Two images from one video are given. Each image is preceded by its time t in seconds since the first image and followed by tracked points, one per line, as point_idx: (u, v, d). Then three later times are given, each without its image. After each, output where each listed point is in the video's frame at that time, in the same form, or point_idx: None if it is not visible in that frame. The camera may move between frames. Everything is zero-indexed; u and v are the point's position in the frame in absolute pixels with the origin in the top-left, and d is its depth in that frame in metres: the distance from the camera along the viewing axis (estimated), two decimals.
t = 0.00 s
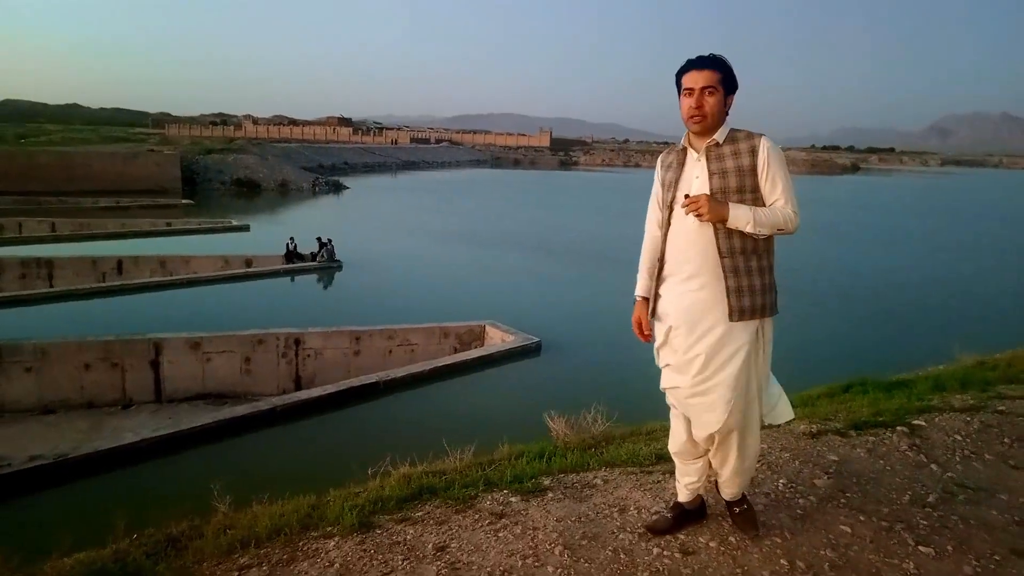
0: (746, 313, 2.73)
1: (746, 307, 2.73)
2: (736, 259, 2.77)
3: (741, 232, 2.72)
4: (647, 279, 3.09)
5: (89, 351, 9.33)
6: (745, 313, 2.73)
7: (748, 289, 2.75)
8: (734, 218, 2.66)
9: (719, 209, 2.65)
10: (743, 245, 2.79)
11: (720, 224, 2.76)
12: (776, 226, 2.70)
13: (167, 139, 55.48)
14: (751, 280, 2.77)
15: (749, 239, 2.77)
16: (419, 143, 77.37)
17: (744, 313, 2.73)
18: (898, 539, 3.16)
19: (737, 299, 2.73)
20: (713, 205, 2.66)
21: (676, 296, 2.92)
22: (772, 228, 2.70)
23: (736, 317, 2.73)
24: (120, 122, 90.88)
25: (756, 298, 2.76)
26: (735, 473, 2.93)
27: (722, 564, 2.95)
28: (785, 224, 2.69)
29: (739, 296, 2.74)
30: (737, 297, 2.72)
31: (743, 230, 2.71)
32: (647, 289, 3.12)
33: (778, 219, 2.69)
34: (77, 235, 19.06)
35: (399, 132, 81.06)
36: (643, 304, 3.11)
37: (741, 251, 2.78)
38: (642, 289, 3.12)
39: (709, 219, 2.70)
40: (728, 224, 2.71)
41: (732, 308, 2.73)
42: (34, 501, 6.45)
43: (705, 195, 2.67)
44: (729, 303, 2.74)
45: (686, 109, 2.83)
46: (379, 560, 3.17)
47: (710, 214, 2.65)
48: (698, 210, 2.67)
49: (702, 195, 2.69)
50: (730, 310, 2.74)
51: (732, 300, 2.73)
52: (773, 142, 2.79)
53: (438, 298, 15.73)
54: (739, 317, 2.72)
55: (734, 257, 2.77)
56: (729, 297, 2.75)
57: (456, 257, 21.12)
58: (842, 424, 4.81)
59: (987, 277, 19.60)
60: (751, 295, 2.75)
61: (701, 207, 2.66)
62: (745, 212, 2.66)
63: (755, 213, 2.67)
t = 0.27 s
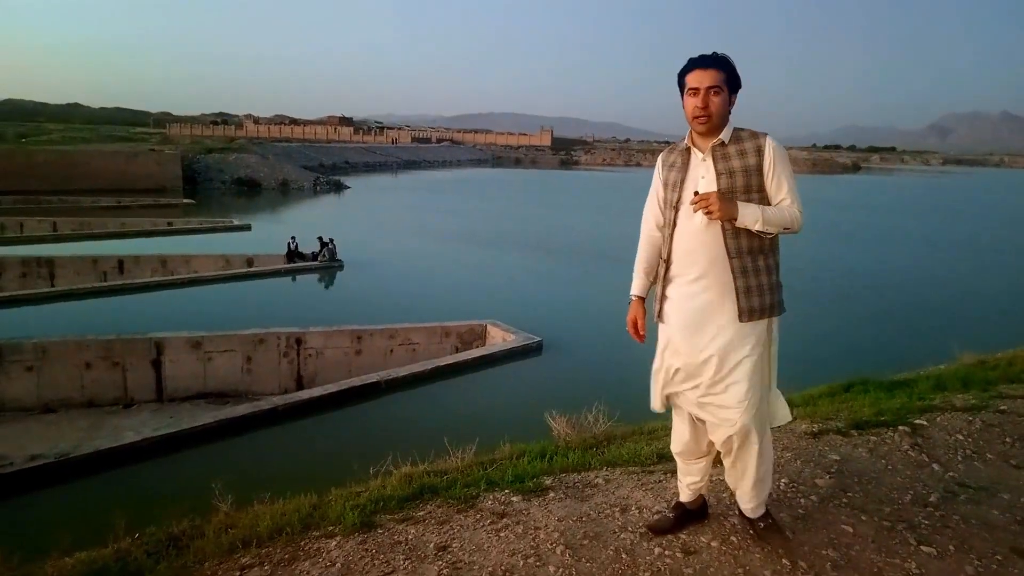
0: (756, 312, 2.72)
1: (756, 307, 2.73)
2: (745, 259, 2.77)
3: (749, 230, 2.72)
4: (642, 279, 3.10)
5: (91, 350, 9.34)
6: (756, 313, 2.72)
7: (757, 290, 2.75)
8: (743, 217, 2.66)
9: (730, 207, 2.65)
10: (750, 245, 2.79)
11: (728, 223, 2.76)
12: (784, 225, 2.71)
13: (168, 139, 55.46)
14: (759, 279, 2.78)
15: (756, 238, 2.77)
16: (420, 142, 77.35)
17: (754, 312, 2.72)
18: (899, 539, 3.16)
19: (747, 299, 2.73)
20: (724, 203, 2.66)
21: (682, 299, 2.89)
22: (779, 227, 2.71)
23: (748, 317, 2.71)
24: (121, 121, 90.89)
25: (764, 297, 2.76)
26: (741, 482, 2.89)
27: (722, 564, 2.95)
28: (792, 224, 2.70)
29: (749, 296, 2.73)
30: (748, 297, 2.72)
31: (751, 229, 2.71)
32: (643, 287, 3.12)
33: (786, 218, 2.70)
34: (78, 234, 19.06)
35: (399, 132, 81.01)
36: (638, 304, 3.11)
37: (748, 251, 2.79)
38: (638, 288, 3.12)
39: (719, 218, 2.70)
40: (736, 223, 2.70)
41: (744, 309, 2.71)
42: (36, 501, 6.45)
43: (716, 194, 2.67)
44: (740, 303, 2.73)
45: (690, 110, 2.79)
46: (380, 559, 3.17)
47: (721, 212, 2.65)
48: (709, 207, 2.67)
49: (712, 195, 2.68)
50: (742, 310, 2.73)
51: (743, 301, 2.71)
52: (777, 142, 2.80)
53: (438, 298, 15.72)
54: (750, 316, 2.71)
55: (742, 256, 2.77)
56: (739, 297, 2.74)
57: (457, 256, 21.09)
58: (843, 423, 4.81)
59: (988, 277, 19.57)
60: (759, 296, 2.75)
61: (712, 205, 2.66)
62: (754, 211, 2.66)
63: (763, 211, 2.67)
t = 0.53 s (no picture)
0: (767, 314, 2.70)
1: (765, 309, 2.70)
2: (754, 260, 2.74)
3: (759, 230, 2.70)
4: (646, 282, 3.10)
5: (91, 353, 9.34)
6: (767, 315, 2.70)
7: (767, 292, 2.72)
8: (754, 215, 2.65)
9: (741, 205, 2.64)
10: (759, 246, 2.75)
11: (736, 222, 2.74)
12: (793, 225, 2.70)
13: (167, 140, 55.44)
14: (768, 279, 2.75)
15: (765, 239, 2.74)
16: (420, 144, 77.34)
17: (765, 313, 2.70)
18: (900, 540, 3.16)
19: (757, 301, 2.70)
20: (735, 200, 2.65)
21: (689, 303, 2.85)
22: (789, 227, 2.69)
23: (759, 320, 2.69)
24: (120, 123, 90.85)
25: (772, 299, 2.73)
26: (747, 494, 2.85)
27: (723, 565, 2.94)
28: (801, 224, 2.69)
29: (759, 298, 2.71)
30: (757, 299, 2.69)
31: (761, 229, 2.69)
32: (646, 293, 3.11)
33: (796, 218, 2.69)
34: (78, 236, 19.06)
35: (399, 133, 81.01)
36: (642, 307, 3.09)
37: (758, 252, 2.75)
38: (641, 292, 3.10)
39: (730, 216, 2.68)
40: (746, 222, 2.69)
41: (753, 312, 2.70)
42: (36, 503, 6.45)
43: (726, 192, 2.65)
44: (751, 305, 2.70)
45: (697, 112, 2.77)
46: (380, 560, 3.17)
47: (732, 209, 2.63)
48: (720, 204, 2.66)
49: (723, 192, 2.66)
50: (752, 312, 2.70)
51: (752, 303, 2.69)
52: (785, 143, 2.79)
53: (438, 299, 15.71)
54: (761, 318, 2.69)
55: (751, 258, 2.74)
56: (749, 300, 2.71)
57: (457, 257, 21.08)
58: (843, 424, 4.81)
59: (988, 277, 19.55)
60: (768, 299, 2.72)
61: (723, 202, 2.64)
62: (764, 209, 2.65)
63: (774, 210, 2.66)
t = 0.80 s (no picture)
0: (771, 319, 2.64)
1: (771, 314, 2.64)
2: (763, 262, 2.68)
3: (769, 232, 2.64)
4: (657, 280, 3.04)
5: (87, 352, 9.32)
6: (770, 320, 2.64)
7: (774, 295, 2.66)
8: (765, 217, 2.59)
9: (751, 206, 2.58)
10: (768, 248, 2.69)
11: (746, 223, 2.68)
12: (805, 229, 2.63)
13: (162, 139, 55.27)
14: (777, 282, 2.68)
15: (773, 241, 2.68)
16: (415, 142, 77.29)
17: (769, 319, 2.64)
18: (894, 536, 3.17)
19: (762, 305, 2.64)
20: (745, 200, 2.58)
21: (694, 303, 2.83)
22: (801, 231, 2.63)
23: (763, 324, 2.63)
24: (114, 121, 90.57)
25: (779, 303, 2.66)
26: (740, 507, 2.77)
27: (718, 562, 2.94)
28: (813, 229, 2.63)
29: (766, 302, 2.64)
30: (764, 302, 2.63)
31: (771, 231, 2.63)
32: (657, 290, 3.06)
33: (808, 222, 2.62)
34: (73, 235, 19.01)
35: (395, 132, 80.94)
36: (652, 307, 3.05)
37: (767, 255, 2.69)
38: (653, 289, 3.07)
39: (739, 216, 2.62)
40: (756, 223, 2.62)
41: (757, 317, 2.64)
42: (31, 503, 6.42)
43: (738, 193, 2.59)
44: (756, 308, 2.64)
45: (714, 106, 2.71)
46: (376, 559, 3.17)
47: (742, 211, 2.57)
48: (731, 203, 2.60)
49: (734, 193, 2.60)
50: (757, 317, 2.64)
51: (757, 306, 2.63)
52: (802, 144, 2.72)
53: (434, 298, 15.70)
54: (765, 324, 2.63)
55: (760, 259, 2.68)
56: (755, 303, 2.65)
57: (453, 256, 21.08)
58: (838, 420, 4.82)
59: (983, 273, 19.62)
60: (775, 302, 2.65)
61: (733, 200, 2.57)
62: (775, 212, 2.59)
63: (785, 213, 2.60)
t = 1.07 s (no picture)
0: (771, 326, 2.55)
1: (771, 320, 2.55)
2: (762, 268, 2.58)
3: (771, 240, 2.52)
4: (654, 277, 2.86)
5: (68, 355, 9.22)
6: (771, 326, 2.55)
7: (774, 302, 2.56)
8: (768, 228, 2.46)
9: (755, 218, 2.45)
10: (768, 253, 2.59)
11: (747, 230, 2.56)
12: (808, 238, 2.51)
13: (144, 139, 54.81)
14: (775, 291, 2.58)
15: (773, 247, 2.57)
16: (400, 142, 77.20)
17: (770, 325, 2.55)
18: (873, 531, 3.20)
19: (763, 311, 2.55)
20: (749, 213, 2.46)
21: (691, 305, 2.71)
22: (804, 241, 2.52)
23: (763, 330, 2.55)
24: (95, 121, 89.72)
25: (774, 310, 2.57)
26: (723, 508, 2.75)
27: (700, 559, 2.95)
28: (817, 238, 2.51)
29: (765, 309, 2.55)
30: (764, 309, 2.54)
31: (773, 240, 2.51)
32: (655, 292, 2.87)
33: (812, 232, 2.50)
34: (53, 236, 18.81)
35: (380, 131, 80.78)
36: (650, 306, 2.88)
37: (766, 261, 2.59)
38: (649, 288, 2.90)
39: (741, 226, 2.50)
40: (760, 234, 2.50)
41: (762, 322, 2.55)
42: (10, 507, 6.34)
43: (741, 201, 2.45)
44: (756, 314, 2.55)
45: (721, 103, 2.57)
46: (358, 560, 3.16)
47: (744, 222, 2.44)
48: (732, 215, 2.47)
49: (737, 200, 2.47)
50: (759, 323, 2.55)
51: (758, 311, 2.54)
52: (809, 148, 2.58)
53: (419, 298, 15.68)
54: (766, 329, 2.54)
55: (760, 266, 2.58)
56: (756, 308, 2.56)
57: (438, 256, 21.07)
58: (819, 418, 4.85)
59: (962, 271, 19.87)
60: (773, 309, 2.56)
61: (736, 213, 2.45)
62: (779, 222, 2.46)
63: (789, 223, 2.47)
